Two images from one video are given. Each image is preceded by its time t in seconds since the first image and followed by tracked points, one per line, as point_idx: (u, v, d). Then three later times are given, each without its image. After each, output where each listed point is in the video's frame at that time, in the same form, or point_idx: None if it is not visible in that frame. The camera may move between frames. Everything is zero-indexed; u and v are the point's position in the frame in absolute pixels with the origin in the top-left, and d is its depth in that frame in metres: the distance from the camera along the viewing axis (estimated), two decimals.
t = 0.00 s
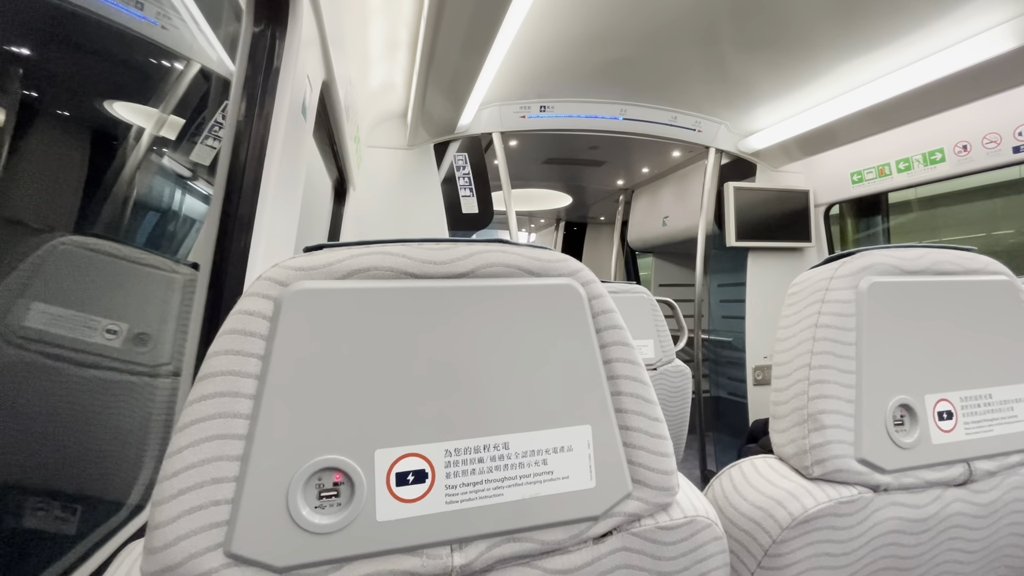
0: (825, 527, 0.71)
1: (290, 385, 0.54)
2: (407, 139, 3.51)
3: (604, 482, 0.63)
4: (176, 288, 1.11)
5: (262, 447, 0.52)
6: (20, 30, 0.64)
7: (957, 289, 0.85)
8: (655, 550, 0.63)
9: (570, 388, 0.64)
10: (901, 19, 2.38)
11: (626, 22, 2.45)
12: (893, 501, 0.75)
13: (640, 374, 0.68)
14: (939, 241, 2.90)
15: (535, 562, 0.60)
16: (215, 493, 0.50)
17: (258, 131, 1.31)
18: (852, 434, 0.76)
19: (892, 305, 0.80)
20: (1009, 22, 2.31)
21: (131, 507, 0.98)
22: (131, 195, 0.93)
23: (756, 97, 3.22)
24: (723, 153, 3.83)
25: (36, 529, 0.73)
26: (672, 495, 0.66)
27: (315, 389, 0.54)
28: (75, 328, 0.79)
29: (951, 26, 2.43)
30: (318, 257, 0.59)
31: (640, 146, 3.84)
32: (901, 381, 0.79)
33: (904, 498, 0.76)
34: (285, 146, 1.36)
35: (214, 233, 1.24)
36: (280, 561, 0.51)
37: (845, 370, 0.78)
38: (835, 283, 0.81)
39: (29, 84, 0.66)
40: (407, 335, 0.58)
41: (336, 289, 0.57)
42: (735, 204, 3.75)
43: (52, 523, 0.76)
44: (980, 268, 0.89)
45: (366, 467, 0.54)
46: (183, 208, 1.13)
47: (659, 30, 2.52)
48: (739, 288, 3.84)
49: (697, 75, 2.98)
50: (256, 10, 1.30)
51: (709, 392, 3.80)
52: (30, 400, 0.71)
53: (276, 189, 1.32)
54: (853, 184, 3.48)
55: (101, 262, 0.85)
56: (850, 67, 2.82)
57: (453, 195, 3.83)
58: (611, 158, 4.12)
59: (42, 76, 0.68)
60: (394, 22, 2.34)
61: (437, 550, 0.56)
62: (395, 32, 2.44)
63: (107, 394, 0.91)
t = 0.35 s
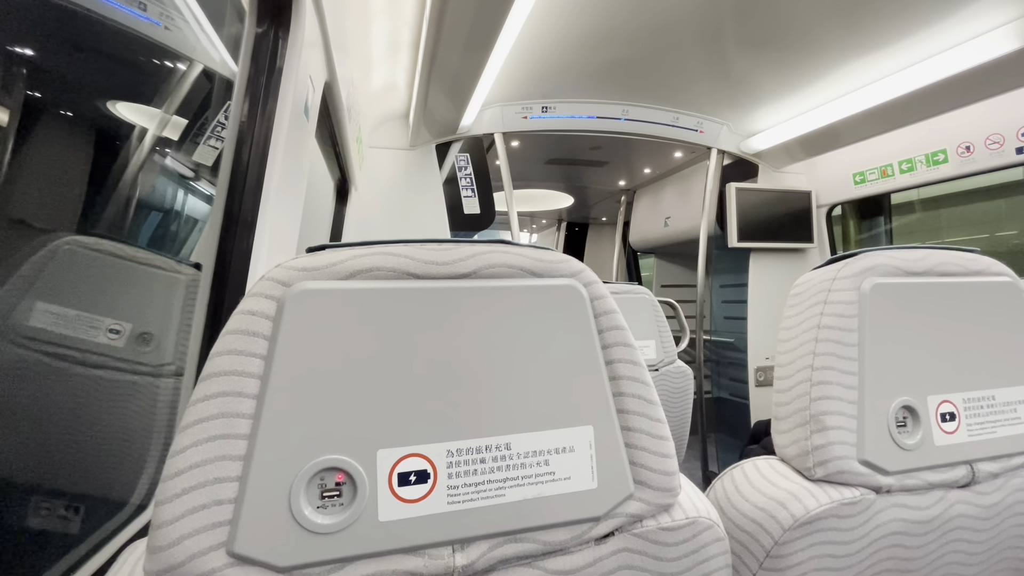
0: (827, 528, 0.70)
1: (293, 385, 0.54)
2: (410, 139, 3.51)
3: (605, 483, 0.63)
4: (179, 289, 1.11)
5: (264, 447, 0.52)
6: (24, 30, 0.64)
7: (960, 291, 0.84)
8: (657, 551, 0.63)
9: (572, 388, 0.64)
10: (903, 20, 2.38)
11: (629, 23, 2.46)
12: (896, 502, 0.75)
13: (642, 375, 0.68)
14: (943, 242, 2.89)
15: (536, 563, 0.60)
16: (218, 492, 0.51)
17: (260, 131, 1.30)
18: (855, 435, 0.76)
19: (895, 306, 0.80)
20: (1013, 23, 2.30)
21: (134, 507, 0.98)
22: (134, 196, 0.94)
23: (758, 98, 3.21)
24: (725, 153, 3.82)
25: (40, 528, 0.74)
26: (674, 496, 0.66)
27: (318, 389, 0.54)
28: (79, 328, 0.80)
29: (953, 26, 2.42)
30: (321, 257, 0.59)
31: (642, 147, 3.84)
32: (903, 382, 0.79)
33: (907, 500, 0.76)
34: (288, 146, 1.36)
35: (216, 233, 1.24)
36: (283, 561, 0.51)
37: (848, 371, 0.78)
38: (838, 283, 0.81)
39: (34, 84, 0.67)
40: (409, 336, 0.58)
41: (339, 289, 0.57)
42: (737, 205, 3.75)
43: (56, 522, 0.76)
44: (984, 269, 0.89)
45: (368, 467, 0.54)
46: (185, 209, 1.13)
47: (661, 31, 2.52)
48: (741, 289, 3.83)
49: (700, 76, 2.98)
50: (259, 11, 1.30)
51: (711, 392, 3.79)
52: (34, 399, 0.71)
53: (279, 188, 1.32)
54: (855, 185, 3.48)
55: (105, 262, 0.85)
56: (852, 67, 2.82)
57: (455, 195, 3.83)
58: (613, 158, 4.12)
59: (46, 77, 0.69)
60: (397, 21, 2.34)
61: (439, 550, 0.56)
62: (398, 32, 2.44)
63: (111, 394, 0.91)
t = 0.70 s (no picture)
0: (829, 530, 0.70)
1: (294, 384, 0.54)
2: (411, 140, 3.52)
3: (605, 483, 0.63)
4: (180, 288, 1.11)
5: (265, 447, 0.52)
6: (27, 31, 0.64)
7: (961, 292, 0.84)
8: (657, 552, 0.63)
9: (573, 388, 0.64)
10: (905, 21, 2.38)
11: (630, 24, 2.46)
12: (898, 503, 0.75)
13: (642, 375, 0.68)
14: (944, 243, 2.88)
15: (537, 563, 0.60)
16: (219, 492, 0.51)
17: (262, 131, 1.31)
18: (856, 436, 0.76)
19: (897, 307, 0.80)
20: (1015, 24, 2.30)
21: (134, 507, 0.98)
22: (135, 196, 0.94)
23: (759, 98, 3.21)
24: (726, 154, 3.81)
25: (41, 527, 0.74)
26: (674, 496, 0.66)
27: (319, 388, 0.54)
28: (80, 327, 0.79)
29: (955, 27, 2.42)
30: (322, 256, 0.59)
31: (643, 147, 3.84)
32: (905, 383, 0.78)
33: (908, 500, 0.76)
34: (289, 146, 1.36)
35: (218, 232, 1.24)
36: (283, 561, 0.51)
37: (849, 372, 0.77)
38: (839, 284, 0.81)
39: (36, 84, 0.67)
40: (409, 335, 0.58)
41: (339, 289, 0.57)
42: (738, 206, 3.74)
43: (56, 522, 0.76)
44: (986, 270, 0.88)
45: (369, 467, 0.54)
46: (187, 209, 1.13)
47: (663, 32, 2.52)
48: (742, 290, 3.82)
49: (701, 76, 2.98)
50: (260, 11, 1.30)
51: (712, 393, 3.79)
52: (35, 398, 0.71)
53: (280, 188, 1.32)
54: (857, 186, 3.47)
55: (106, 262, 0.85)
56: (855, 68, 2.81)
57: (456, 195, 3.75)
58: (614, 158, 4.12)
59: (48, 77, 0.69)
60: (398, 22, 2.34)
61: (439, 550, 0.56)
62: (399, 33, 2.45)
63: (111, 393, 0.91)
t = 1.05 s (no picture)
0: (828, 529, 0.70)
1: (293, 382, 0.54)
2: (411, 139, 3.52)
3: (604, 482, 0.63)
4: (181, 287, 1.11)
5: (264, 445, 0.52)
6: (27, 30, 0.64)
7: (961, 292, 0.84)
8: (657, 551, 0.63)
9: (572, 387, 0.64)
10: (905, 22, 2.38)
11: (631, 24, 2.46)
12: (897, 503, 0.75)
13: (642, 374, 0.68)
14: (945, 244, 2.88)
15: (537, 561, 0.60)
16: (218, 489, 0.51)
17: (262, 131, 1.31)
18: (856, 435, 0.76)
19: (896, 307, 0.80)
20: (1016, 24, 2.30)
21: (135, 505, 0.98)
22: (136, 195, 0.94)
23: (759, 99, 3.21)
24: (727, 154, 3.81)
25: (42, 525, 0.74)
26: (674, 495, 0.66)
27: (318, 386, 0.54)
28: (81, 326, 0.80)
29: (956, 28, 2.42)
30: (321, 255, 0.59)
31: (643, 148, 3.84)
32: (904, 383, 0.78)
33: (907, 500, 0.76)
34: (289, 145, 1.37)
35: (218, 231, 1.24)
36: (282, 558, 0.51)
37: (848, 371, 0.78)
38: (839, 284, 0.81)
39: (37, 83, 0.67)
40: (409, 334, 0.58)
41: (339, 287, 0.57)
42: (739, 206, 3.74)
43: (56, 520, 0.76)
44: (986, 270, 0.88)
45: (369, 464, 0.54)
46: (188, 208, 1.13)
47: (664, 32, 2.52)
48: (743, 290, 3.82)
49: (702, 76, 2.97)
50: (261, 10, 1.31)
51: (712, 394, 3.79)
52: (35, 396, 0.72)
53: (280, 187, 1.32)
54: (858, 186, 3.47)
55: (107, 260, 0.86)
56: (856, 68, 2.81)
57: (456, 195, 3.73)
58: (615, 158, 4.11)
59: (50, 76, 0.69)
60: (399, 21, 2.34)
61: (439, 548, 0.56)
62: (399, 33, 2.46)
63: (112, 391, 0.91)
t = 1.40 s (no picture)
0: (827, 528, 0.71)
1: (295, 380, 0.54)
2: (411, 139, 3.52)
3: (605, 481, 0.63)
4: (181, 286, 1.11)
5: (266, 443, 0.52)
6: (26, 28, 0.64)
7: (960, 292, 0.84)
8: (657, 550, 0.63)
9: (573, 386, 0.64)
10: (905, 23, 2.39)
11: (632, 23, 2.45)
12: (896, 502, 0.75)
13: (642, 373, 0.68)
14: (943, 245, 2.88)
15: (537, 559, 0.60)
16: (220, 487, 0.51)
17: (263, 130, 1.31)
18: (855, 435, 0.76)
19: (895, 307, 0.80)
20: (1016, 26, 2.30)
21: (134, 504, 0.99)
22: (136, 194, 0.94)
23: (759, 99, 3.22)
24: (726, 154, 3.82)
25: (41, 524, 0.74)
26: (674, 494, 0.66)
27: (319, 384, 0.54)
28: (80, 325, 0.80)
29: (956, 29, 2.43)
30: (322, 253, 0.59)
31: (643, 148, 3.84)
32: (904, 382, 0.79)
33: (907, 500, 0.76)
34: (290, 144, 1.37)
35: (218, 230, 1.24)
36: (283, 556, 0.51)
37: (848, 371, 0.78)
38: (839, 284, 0.81)
39: (37, 82, 0.67)
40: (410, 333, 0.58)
41: (340, 285, 0.57)
42: (738, 207, 3.75)
43: (55, 518, 0.76)
44: (985, 270, 0.89)
45: (370, 462, 0.54)
46: (188, 207, 1.13)
47: (665, 32, 2.52)
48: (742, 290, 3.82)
49: (702, 76, 2.97)
50: (262, 9, 1.31)
51: (712, 394, 3.79)
52: (35, 395, 0.72)
53: (281, 187, 1.32)
54: (858, 187, 3.48)
55: (107, 259, 0.86)
56: (856, 69, 2.81)
57: (456, 195, 3.71)
58: (615, 159, 4.11)
59: (49, 75, 0.69)
60: (400, 21, 2.35)
61: (439, 546, 0.57)
62: (400, 33, 2.45)
63: (111, 390, 0.91)
